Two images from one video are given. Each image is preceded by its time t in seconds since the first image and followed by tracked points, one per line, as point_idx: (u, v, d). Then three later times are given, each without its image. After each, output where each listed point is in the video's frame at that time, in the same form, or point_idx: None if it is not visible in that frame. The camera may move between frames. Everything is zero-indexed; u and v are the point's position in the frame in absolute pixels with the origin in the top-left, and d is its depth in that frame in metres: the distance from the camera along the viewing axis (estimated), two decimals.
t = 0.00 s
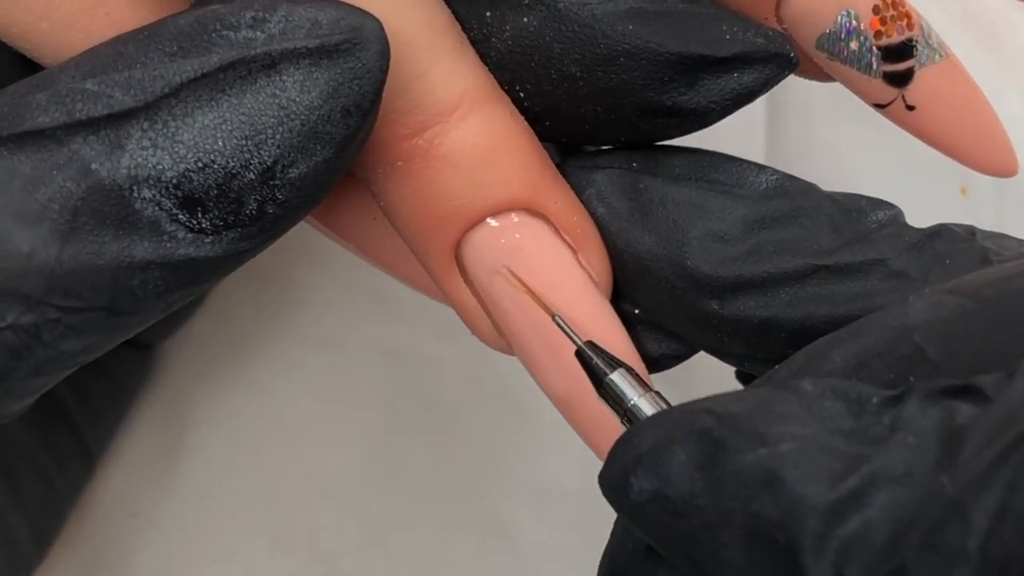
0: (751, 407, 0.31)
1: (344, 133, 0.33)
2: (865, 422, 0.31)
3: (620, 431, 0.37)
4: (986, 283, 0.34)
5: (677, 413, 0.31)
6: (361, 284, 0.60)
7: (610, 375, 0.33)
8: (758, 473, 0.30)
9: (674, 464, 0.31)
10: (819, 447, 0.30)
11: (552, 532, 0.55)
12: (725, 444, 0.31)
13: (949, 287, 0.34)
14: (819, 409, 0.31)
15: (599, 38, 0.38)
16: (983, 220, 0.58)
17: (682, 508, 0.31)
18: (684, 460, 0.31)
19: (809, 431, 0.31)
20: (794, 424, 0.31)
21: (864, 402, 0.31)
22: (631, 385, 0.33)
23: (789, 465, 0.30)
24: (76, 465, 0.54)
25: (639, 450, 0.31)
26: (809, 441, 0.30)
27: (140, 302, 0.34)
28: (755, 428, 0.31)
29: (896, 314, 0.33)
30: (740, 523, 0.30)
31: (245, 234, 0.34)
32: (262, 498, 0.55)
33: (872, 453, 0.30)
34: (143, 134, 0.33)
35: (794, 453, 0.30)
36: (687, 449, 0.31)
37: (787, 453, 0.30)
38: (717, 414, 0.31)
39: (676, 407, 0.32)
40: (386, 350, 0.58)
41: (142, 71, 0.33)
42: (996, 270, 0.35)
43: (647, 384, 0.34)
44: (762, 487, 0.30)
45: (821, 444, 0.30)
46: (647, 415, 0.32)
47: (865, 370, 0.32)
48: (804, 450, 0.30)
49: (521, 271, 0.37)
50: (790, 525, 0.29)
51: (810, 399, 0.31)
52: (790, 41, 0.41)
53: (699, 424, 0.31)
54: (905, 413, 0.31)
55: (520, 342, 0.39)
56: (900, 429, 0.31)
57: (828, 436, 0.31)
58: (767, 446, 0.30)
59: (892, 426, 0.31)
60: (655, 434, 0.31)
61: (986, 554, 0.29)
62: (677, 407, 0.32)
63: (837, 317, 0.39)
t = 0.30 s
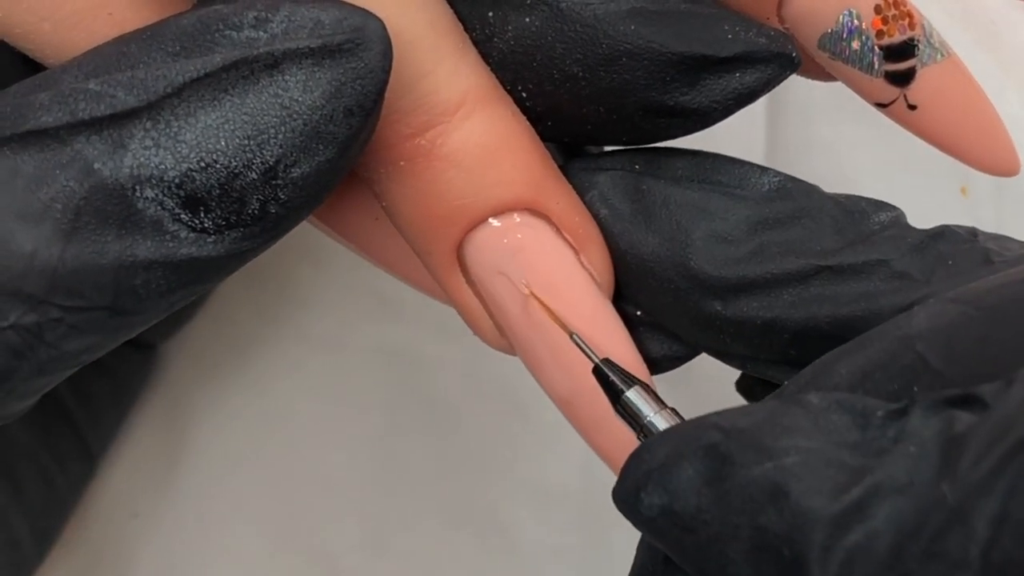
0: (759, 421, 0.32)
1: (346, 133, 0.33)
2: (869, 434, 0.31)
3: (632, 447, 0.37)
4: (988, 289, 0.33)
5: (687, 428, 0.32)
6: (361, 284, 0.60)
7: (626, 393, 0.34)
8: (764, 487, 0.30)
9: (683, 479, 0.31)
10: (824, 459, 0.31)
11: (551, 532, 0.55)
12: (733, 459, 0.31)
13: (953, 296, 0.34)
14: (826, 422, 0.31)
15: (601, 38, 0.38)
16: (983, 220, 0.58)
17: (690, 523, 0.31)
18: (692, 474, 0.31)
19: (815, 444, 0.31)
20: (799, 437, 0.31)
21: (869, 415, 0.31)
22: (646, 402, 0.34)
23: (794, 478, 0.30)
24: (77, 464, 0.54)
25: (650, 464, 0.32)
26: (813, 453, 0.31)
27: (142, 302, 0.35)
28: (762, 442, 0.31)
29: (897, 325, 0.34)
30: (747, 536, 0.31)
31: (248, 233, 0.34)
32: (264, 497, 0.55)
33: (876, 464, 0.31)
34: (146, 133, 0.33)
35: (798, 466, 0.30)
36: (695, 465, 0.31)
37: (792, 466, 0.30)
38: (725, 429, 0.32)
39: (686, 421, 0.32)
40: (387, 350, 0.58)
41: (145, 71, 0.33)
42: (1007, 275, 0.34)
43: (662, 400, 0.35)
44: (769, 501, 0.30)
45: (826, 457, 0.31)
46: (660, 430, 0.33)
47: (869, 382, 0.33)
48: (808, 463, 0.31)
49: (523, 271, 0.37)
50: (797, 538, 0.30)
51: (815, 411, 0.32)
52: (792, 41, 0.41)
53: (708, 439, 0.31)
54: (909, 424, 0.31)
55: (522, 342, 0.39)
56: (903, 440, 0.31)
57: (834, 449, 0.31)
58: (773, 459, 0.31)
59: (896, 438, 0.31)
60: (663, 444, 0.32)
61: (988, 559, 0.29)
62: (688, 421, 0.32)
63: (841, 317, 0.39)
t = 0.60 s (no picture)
0: (762, 443, 0.31)
1: (347, 137, 0.33)
2: (870, 455, 0.31)
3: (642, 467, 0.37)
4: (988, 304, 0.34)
5: (690, 450, 0.31)
6: (362, 285, 0.60)
7: (633, 414, 0.33)
8: (766, 508, 0.30)
9: (687, 501, 0.31)
10: (825, 479, 0.30)
11: (551, 532, 0.55)
12: (736, 480, 0.31)
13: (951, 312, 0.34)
14: (828, 442, 0.31)
15: (601, 41, 0.38)
16: (983, 221, 0.58)
17: (693, 545, 0.31)
18: (696, 497, 0.31)
19: (817, 464, 0.31)
20: (801, 457, 0.31)
21: (872, 435, 0.32)
22: (653, 423, 0.33)
23: (796, 500, 0.30)
24: (77, 465, 0.54)
25: (655, 486, 0.31)
26: (815, 474, 0.31)
27: (143, 304, 0.35)
28: (765, 463, 0.31)
29: (897, 343, 0.34)
30: (750, 557, 0.30)
31: (248, 236, 0.34)
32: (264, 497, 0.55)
33: (877, 485, 0.31)
34: (147, 136, 0.33)
35: (799, 487, 0.30)
36: (699, 487, 0.31)
37: (793, 488, 0.30)
38: (728, 450, 0.31)
39: (690, 443, 0.32)
40: (386, 351, 0.58)
41: (145, 74, 0.33)
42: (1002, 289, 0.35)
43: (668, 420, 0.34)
44: (771, 522, 0.30)
45: (827, 477, 0.31)
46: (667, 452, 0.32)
47: (871, 400, 0.33)
48: (809, 483, 0.30)
49: (523, 274, 0.37)
50: (799, 560, 0.30)
51: (818, 432, 0.31)
52: (792, 44, 0.41)
53: (711, 461, 0.31)
54: (910, 444, 0.31)
55: (522, 346, 0.39)
56: (904, 459, 0.31)
57: (835, 468, 0.31)
58: (776, 481, 0.30)
59: (899, 456, 0.31)
60: (668, 466, 0.31)
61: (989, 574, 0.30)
62: (693, 442, 0.32)
63: (840, 324, 0.39)
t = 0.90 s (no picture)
0: (749, 412, 0.31)
1: (350, 136, 0.33)
2: (860, 427, 0.31)
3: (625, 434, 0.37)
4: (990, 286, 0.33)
5: (673, 418, 0.31)
6: (362, 284, 0.60)
7: (615, 378, 0.33)
8: (754, 477, 0.30)
9: (671, 468, 0.31)
10: (814, 451, 0.30)
11: (552, 530, 0.55)
12: (723, 449, 0.30)
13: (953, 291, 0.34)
14: (816, 413, 0.31)
15: (603, 42, 0.38)
16: (983, 220, 0.58)
17: (678, 512, 0.31)
18: (682, 464, 0.31)
19: (805, 435, 0.30)
20: (789, 428, 0.30)
21: (861, 407, 0.31)
22: (637, 389, 0.33)
23: (784, 471, 0.30)
24: (79, 465, 0.54)
25: (636, 455, 0.31)
26: (804, 445, 0.30)
27: (147, 304, 0.35)
28: (753, 433, 0.30)
29: (898, 319, 0.34)
30: (737, 528, 0.30)
31: (252, 236, 0.34)
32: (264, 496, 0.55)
33: (868, 458, 0.30)
34: (151, 137, 0.33)
35: (789, 459, 0.30)
36: (684, 454, 0.31)
37: (782, 459, 0.30)
38: (715, 419, 0.31)
39: (675, 412, 0.31)
40: (386, 350, 0.58)
41: (149, 75, 0.33)
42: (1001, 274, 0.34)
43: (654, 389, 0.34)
44: (759, 493, 0.30)
45: (816, 448, 0.30)
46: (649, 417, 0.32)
47: (866, 373, 0.33)
48: (799, 455, 0.30)
49: (526, 274, 0.37)
50: (786, 532, 0.29)
51: (806, 403, 0.31)
52: (794, 43, 0.41)
53: (697, 429, 0.31)
54: (901, 417, 0.31)
55: (525, 346, 0.39)
56: (895, 434, 0.30)
57: (824, 441, 0.30)
58: (764, 451, 0.30)
59: (889, 433, 0.30)
60: (652, 432, 0.31)
61: (979, 560, 0.28)
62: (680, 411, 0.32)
63: (842, 321, 0.39)
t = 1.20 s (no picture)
0: (755, 446, 0.31)
1: (350, 137, 0.33)
2: (864, 458, 0.31)
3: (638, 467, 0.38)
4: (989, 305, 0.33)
5: (685, 453, 0.31)
6: (361, 284, 0.60)
7: (634, 415, 0.34)
8: (760, 513, 0.30)
9: (681, 505, 0.31)
10: (819, 482, 0.30)
11: (551, 531, 0.54)
12: (729, 485, 0.31)
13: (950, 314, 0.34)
14: (821, 446, 0.31)
15: (603, 42, 0.38)
16: (983, 221, 0.58)
17: (687, 549, 0.31)
18: (690, 500, 0.31)
19: (811, 467, 0.31)
20: (795, 461, 0.31)
21: (865, 438, 0.31)
22: (654, 425, 0.33)
23: (788, 504, 0.30)
24: (79, 466, 0.54)
25: (649, 491, 0.31)
26: (808, 477, 0.30)
27: (147, 306, 0.35)
28: (758, 467, 0.31)
29: (897, 345, 0.33)
30: (744, 562, 0.30)
31: (251, 237, 0.34)
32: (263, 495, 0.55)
33: (870, 488, 0.30)
34: (150, 138, 0.33)
35: (793, 492, 0.30)
36: (693, 491, 0.31)
37: (787, 492, 0.30)
38: (721, 453, 0.31)
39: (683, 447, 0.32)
40: (385, 351, 0.58)
41: (149, 75, 0.33)
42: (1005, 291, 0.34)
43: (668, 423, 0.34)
44: (763, 527, 0.30)
45: (821, 481, 0.30)
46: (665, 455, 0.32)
47: (868, 403, 0.33)
48: (803, 487, 0.30)
49: (525, 275, 0.37)
50: (792, 565, 0.30)
51: (810, 435, 0.31)
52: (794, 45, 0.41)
53: (704, 465, 0.31)
54: (904, 447, 0.31)
55: (524, 347, 0.39)
56: (896, 461, 0.31)
57: (829, 472, 0.31)
58: (769, 485, 0.30)
59: (892, 459, 0.31)
60: (664, 468, 0.31)
61: None
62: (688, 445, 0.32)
63: (841, 325, 0.39)
